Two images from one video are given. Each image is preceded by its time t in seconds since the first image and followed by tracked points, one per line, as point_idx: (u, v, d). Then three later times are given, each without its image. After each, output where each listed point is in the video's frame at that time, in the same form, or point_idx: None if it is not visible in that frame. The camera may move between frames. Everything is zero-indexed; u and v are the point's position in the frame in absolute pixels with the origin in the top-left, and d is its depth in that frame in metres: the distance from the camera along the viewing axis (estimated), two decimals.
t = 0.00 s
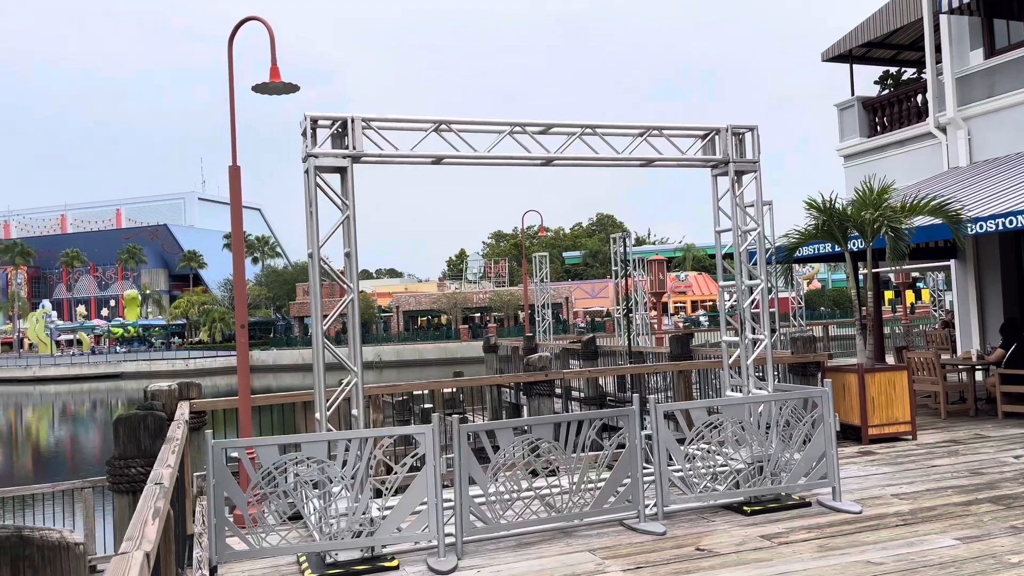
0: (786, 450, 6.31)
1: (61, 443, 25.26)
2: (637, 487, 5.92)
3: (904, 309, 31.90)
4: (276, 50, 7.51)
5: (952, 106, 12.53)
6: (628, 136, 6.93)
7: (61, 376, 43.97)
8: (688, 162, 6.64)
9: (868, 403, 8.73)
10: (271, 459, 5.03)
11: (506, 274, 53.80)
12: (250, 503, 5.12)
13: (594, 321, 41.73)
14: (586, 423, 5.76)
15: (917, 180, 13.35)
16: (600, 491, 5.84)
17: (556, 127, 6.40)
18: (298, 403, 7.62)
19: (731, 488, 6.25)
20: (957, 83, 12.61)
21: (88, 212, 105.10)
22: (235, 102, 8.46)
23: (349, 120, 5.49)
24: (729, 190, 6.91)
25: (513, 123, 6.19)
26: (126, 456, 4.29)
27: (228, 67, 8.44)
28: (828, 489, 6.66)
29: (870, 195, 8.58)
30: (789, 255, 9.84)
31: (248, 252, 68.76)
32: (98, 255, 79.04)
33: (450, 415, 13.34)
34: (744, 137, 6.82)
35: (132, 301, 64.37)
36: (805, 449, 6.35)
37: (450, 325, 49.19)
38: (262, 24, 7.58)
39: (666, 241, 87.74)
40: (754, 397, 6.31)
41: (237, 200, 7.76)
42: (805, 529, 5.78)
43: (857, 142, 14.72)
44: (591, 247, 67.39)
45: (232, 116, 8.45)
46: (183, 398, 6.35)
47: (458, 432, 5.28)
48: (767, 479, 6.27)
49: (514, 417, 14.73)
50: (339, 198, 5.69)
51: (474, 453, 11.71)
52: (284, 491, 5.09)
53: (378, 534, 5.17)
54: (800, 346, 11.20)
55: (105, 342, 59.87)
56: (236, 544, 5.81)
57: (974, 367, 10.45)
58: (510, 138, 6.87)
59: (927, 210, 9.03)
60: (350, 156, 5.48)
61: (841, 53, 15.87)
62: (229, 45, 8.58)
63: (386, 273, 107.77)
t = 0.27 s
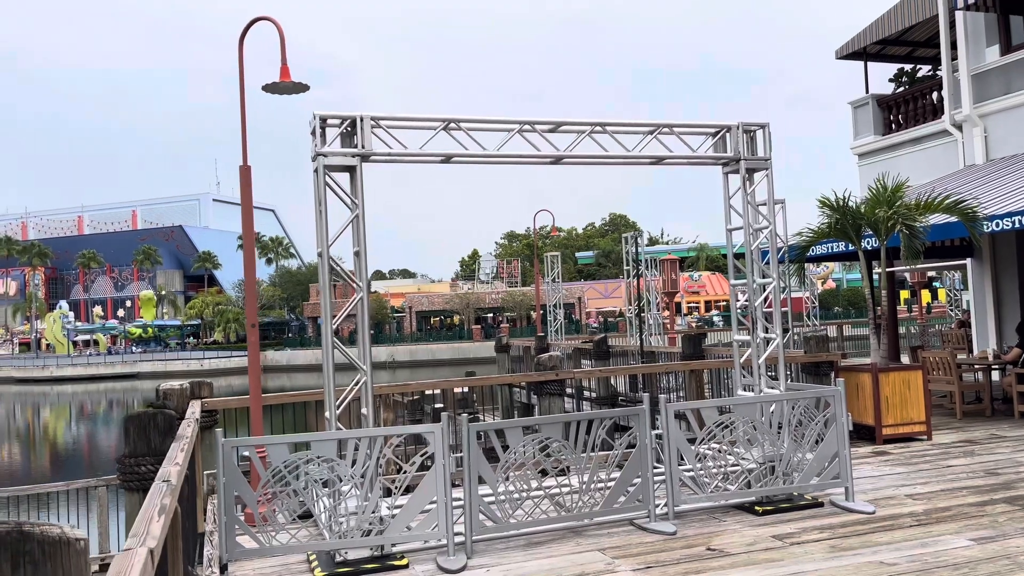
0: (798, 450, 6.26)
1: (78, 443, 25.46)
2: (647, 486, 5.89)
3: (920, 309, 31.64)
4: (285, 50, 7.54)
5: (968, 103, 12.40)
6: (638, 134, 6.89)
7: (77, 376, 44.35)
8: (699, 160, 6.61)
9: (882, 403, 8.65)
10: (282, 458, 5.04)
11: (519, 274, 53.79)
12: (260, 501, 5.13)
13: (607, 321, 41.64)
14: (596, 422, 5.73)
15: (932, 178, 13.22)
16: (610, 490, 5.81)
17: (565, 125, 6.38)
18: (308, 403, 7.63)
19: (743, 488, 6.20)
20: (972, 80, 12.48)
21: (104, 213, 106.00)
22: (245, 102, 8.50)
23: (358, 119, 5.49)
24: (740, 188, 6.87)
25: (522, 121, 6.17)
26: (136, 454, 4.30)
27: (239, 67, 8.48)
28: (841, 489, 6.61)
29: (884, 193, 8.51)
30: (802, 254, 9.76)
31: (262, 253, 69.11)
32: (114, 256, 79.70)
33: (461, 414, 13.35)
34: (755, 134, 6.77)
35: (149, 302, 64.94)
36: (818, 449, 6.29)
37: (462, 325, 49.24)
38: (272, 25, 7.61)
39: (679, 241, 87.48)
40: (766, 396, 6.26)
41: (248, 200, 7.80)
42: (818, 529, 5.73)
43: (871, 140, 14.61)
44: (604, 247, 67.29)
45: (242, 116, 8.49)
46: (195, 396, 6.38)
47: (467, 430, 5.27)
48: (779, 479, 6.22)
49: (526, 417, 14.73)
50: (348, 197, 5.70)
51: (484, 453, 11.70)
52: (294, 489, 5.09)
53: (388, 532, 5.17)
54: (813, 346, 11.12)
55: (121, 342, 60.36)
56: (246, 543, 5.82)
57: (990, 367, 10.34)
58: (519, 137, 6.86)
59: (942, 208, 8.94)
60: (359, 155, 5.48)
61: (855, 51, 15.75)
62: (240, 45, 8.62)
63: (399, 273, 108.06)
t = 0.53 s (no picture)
0: (810, 452, 6.19)
1: (94, 443, 25.69)
2: (657, 489, 5.84)
3: (937, 308, 31.36)
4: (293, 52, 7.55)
5: (983, 101, 12.26)
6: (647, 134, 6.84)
7: (94, 377, 44.75)
8: (708, 160, 6.55)
9: (896, 404, 8.55)
10: (289, 460, 5.02)
11: (531, 275, 53.73)
12: (267, 504, 5.12)
13: (620, 321, 41.52)
14: (605, 424, 5.68)
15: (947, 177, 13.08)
16: (619, 493, 5.77)
17: (574, 126, 6.35)
18: (317, 405, 7.63)
19: (754, 491, 6.14)
20: (988, 77, 12.33)
21: (119, 216, 106.89)
22: (254, 105, 8.52)
23: (365, 120, 5.48)
24: (750, 188, 6.80)
25: (530, 121, 6.14)
26: (142, 456, 4.30)
27: (247, 69, 8.49)
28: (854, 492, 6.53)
29: (897, 192, 8.41)
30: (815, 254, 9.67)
31: (275, 254, 69.43)
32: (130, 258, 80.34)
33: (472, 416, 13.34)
34: (766, 133, 6.71)
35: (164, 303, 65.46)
36: (830, 451, 6.22)
37: (475, 326, 49.25)
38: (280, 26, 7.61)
39: (692, 241, 87.13)
40: (777, 398, 6.20)
41: (257, 202, 7.81)
42: (830, 533, 5.66)
43: (885, 139, 14.47)
44: (617, 248, 67.15)
45: (251, 118, 8.51)
46: (204, 398, 6.39)
47: (475, 433, 5.24)
48: (791, 482, 6.15)
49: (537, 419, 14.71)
50: (355, 199, 5.68)
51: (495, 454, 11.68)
52: (301, 492, 5.08)
53: (395, 535, 5.14)
54: (826, 347, 11.01)
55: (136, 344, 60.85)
56: (255, 545, 5.82)
57: (1007, 368, 10.21)
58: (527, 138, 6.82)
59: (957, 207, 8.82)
60: (366, 156, 5.47)
61: (869, 49, 15.61)
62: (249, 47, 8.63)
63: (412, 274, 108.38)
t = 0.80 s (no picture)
0: (820, 454, 6.16)
1: (106, 444, 25.87)
2: (666, 491, 5.81)
3: (948, 308, 31.15)
4: (301, 55, 7.57)
5: (995, 100, 12.17)
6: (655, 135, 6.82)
7: (106, 378, 45.04)
8: (716, 160, 6.53)
9: (908, 406, 8.49)
10: (298, 462, 5.03)
11: (541, 276, 53.70)
12: (277, 506, 5.13)
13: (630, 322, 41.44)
14: (614, 426, 5.66)
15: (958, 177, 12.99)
16: (628, 495, 5.75)
17: (581, 127, 6.34)
18: (326, 406, 7.65)
19: (764, 493, 6.11)
20: (1000, 76, 12.24)
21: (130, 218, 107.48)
22: (263, 107, 8.55)
23: (372, 123, 5.49)
24: (759, 188, 6.77)
25: (537, 123, 6.14)
26: (152, 458, 4.31)
27: (255, 72, 8.52)
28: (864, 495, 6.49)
29: (908, 192, 8.35)
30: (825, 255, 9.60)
31: (286, 256, 69.68)
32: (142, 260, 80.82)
33: (481, 417, 13.34)
34: (775, 134, 6.68)
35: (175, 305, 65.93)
36: (841, 453, 6.18)
37: (485, 327, 49.27)
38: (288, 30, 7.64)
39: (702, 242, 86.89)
40: (787, 400, 6.16)
41: (266, 205, 7.83)
42: (840, 535, 5.63)
43: (896, 139, 14.37)
44: (626, 248, 67.06)
45: (259, 121, 8.54)
46: (213, 400, 6.42)
47: (483, 435, 5.23)
48: (801, 484, 6.11)
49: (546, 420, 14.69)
50: (363, 202, 5.69)
51: (503, 456, 11.68)
52: (310, 494, 5.09)
53: (404, 537, 5.14)
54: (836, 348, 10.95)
55: (148, 346, 61.19)
56: (264, 546, 5.84)
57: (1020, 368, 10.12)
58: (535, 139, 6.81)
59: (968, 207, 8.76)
60: (373, 159, 5.48)
61: (879, 48, 15.53)
62: (257, 50, 8.67)
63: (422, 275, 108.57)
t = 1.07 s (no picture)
0: (825, 455, 6.13)
1: (111, 446, 25.91)
2: (670, 492, 5.79)
3: (953, 309, 31.06)
4: (304, 57, 7.58)
5: (1000, 100, 12.13)
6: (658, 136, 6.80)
7: (111, 380, 45.11)
8: (720, 161, 6.51)
9: (913, 407, 8.46)
10: (302, 464, 5.02)
11: (544, 277, 53.67)
12: (280, 508, 5.12)
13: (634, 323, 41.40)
14: (617, 427, 5.65)
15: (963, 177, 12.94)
16: (632, 496, 5.74)
17: (584, 128, 6.33)
18: (330, 408, 7.64)
19: (768, 494, 6.09)
20: (1004, 75, 12.20)
21: (135, 220, 107.77)
22: (266, 109, 8.55)
23: (375, 124, 5.49)
24: (763, 189, 6.76)
25: (540, 124, 6.13)
26: (155, 461, 4.31)
27: (259, 74, 8.53)
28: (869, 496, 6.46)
29: (912, 193, 8.33)
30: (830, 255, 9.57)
31: (290, 258, 69.75)
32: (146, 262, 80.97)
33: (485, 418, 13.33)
34: (778, 134, 6.66)
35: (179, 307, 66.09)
36: (845, 454, 6.16)
37: (488, 328, 49.25)
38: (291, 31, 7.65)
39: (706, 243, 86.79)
40: (791, 401, 6.15)
41: (269, 206, 7.84)
42: (845, 537, 5.60)
43: (900, 139, 14.34)
44: (630, 249, 67.01)
45: (263, 122, 8.54)
46: (217, 402, 6.42)
47: (487, 436, 5.22)
48: (805, 486, 6.09)
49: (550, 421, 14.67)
50: (367, 203, 5.69)
51: (507, 458, 11.67)
52: (314, 496, 5.08)
53: (407, 539, 5.12)
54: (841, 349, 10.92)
55: (152, 347, 61.32)
56: (268, 549, 5.83)
57: None
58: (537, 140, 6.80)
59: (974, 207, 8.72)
60: (376, 160, 5.47)
61: (883, 48, 15.49)
62: (261, 52, 8.67)
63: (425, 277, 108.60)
